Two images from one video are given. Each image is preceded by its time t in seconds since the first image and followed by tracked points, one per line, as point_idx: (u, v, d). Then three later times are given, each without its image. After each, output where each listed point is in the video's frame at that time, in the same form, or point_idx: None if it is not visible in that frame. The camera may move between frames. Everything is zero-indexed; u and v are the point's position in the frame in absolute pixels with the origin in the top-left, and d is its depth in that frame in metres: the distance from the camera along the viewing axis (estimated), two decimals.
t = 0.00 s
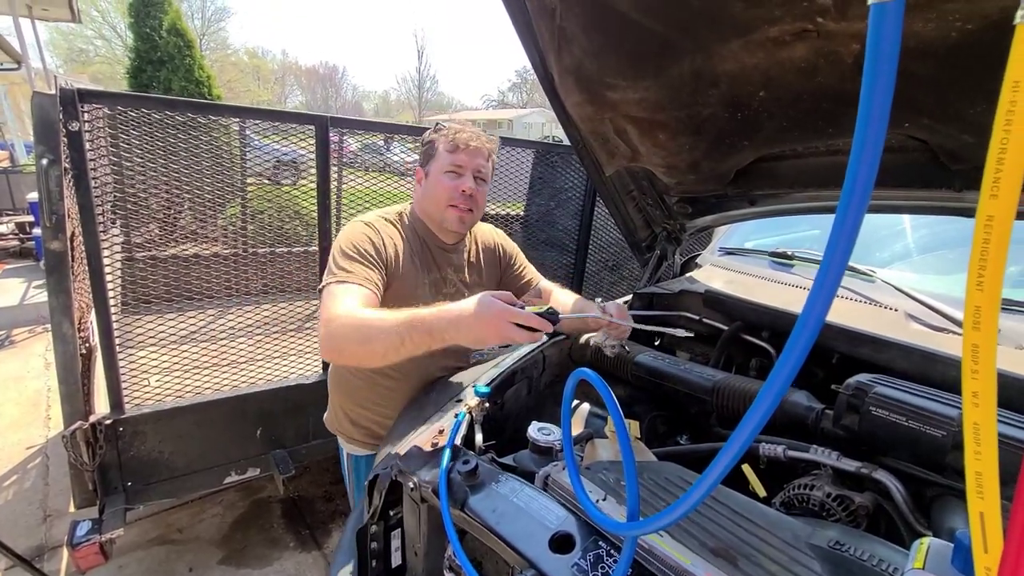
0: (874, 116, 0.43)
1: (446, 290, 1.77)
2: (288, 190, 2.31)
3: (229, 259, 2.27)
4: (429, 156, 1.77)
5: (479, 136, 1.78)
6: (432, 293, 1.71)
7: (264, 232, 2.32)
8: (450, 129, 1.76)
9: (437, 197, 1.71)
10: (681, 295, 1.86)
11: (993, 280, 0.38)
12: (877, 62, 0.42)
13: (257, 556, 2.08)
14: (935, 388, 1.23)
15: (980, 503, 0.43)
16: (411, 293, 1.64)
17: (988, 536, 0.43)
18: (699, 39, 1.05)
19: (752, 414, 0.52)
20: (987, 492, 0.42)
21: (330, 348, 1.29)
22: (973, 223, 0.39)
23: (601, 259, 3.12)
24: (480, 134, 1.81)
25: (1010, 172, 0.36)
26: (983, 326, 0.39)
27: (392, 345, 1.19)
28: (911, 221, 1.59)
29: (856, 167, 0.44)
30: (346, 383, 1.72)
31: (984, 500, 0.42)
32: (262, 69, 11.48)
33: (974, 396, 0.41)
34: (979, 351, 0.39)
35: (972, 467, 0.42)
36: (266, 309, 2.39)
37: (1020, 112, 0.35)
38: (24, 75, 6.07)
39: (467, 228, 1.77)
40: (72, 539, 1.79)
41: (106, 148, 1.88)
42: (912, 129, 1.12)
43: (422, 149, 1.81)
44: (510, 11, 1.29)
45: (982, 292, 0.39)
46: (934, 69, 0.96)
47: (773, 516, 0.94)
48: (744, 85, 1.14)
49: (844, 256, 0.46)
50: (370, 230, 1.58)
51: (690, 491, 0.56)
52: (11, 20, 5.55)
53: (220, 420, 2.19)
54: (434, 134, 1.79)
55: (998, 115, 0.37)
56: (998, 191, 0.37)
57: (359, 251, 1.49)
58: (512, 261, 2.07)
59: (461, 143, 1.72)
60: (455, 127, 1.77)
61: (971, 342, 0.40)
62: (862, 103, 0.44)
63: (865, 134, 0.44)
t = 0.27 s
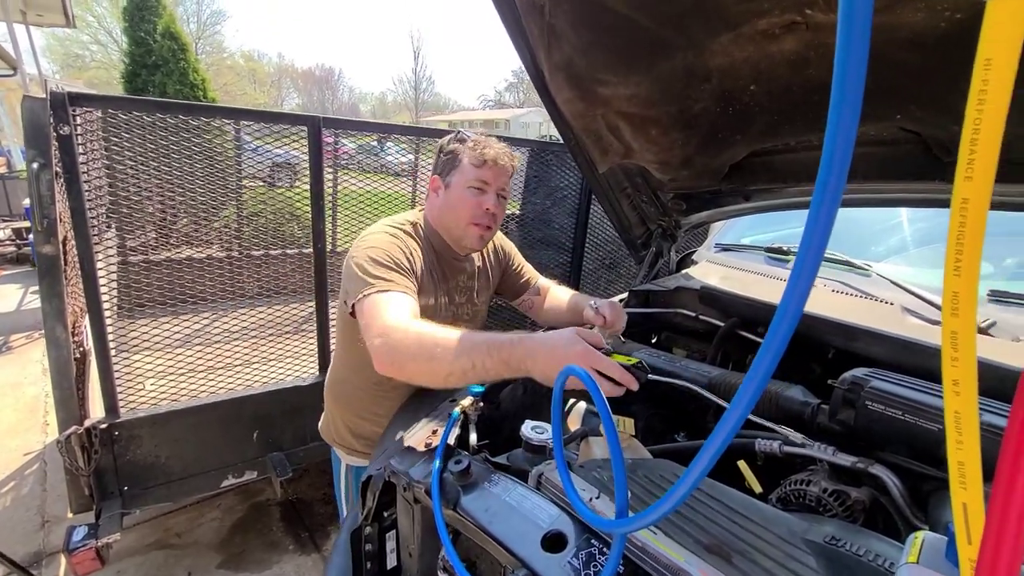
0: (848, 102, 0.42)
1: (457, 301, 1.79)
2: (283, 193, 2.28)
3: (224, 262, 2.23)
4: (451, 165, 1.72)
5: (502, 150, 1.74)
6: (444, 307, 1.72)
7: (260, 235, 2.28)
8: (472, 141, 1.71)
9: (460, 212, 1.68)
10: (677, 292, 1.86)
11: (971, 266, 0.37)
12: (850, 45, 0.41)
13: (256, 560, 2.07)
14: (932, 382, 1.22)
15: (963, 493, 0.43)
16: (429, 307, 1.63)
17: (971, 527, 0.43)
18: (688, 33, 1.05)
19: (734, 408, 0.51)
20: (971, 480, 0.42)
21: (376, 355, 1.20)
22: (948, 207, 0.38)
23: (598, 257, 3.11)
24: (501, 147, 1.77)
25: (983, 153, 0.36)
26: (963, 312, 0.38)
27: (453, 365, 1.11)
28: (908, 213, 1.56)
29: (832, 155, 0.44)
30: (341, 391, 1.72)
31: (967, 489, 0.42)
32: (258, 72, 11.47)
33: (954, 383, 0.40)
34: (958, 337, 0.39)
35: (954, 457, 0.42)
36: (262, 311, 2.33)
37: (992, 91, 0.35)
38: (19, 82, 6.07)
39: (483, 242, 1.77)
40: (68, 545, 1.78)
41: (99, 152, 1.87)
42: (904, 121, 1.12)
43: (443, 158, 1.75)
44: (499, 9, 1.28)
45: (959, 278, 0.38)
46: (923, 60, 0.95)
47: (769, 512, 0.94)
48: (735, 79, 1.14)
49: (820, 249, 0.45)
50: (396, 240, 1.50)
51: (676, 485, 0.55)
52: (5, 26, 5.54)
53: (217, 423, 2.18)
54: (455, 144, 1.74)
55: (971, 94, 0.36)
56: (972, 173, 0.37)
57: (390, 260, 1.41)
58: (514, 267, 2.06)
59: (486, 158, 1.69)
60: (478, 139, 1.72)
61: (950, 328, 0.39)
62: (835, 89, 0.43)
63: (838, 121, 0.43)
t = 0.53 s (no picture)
0: (813, 81, 0.41)
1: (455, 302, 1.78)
2: (280, 194, 2.28)
3: (217, 261, 2.24)
4: (447, 165, 1.72)
5: (500, 149, 1.75)
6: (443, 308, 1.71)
7: (253, 235, 2.28)
8: (470, 140, 1.72)
9: (458, 211, 1.66)
10: (669, 287, 1.85)
11: (936, 239, 0.37)
12: (813, 20, 0.40)
13: (249, 560, 2.06)
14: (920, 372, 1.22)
15: (934, 474, 0.42)
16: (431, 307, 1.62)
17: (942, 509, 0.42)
18: (673, 24, 1.04)
19: (706, 392, 0.51)
20: (942, 461, 0.41)
21: (398, 350, 1.19)
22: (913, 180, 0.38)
23: (591, 254, 3.11)
24: (499, 146, 1.77)
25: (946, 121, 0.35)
26: (929, 287, 0.38)
27: (476, 366, 1.09)
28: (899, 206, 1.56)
29: (797, 138, 0.43)
30: (329, 390, 1.71)
31: (938, 471, 0.41)
32: (251, 72, 11.42)
33: (923, 360, 0.40)
34: (925, 313, 0.39)
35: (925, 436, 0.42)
36: (259, 310, 2.33)
37: (954, 59, 0.34)
38: (9, 83, 6.03)
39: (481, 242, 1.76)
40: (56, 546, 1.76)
41: (88, 152, 1.86)
42: (891, 111, 1.12)
43: (439, 158, 1.75)
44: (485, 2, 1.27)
45: (925, 251, 0.38)
46: (907, 48, 0.95)
47: (758, 504, 0.93)
48: (721, 70, 1.13)
49: (786, 235, 0.45)
50: (402, 241, 1.49)
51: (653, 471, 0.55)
52: None
53: (208, 423, 2.17)
54: (452, 143, 1.74)
55: (933, 63, 0.35)
56: (935, 141, 0.36)
57: (400, 259, 1.40)
58: (507, 266, 2.05)
59: (484, 158, 1.70)
60: (476, 139, 1.73)
61: (918, 304, 0.39)
62: (799, 68, 0.41)
63: (803, 101, 0.42)
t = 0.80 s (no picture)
0: (778, 72, 0.41)
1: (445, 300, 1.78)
2: (266, 191, 2.27)
3: (202, 261, 2.24)
4: (435, 162, 1.70)
5: (486, 146, 1.74)
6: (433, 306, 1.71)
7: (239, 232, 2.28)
8: (456, 138, 1.71)
9: (445, 209, 1.66)
10: (655, 282, 1.86)
11: (900, 220, 0.37)
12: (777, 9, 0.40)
13: (237, 560, 2.05)
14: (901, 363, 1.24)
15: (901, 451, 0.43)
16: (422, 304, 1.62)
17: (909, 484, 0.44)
18: (656, 18, 1.05)
19: (681, 381, 0.52)
20: (908, 440, 0.42)
21: (399, 340, 1.18)
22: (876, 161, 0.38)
23: (580, 251, 3.11)
24: (485, 143, 1.76)
25: (905, 102, 0.35)
26: (894, 267, 0.38)
27: (476, 358, 1.09)
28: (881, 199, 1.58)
29: (764, 127, 0.43)
30: (317, 388, 1.70)
31: (904, 450, 0.43)
32: (236, 69, 11.29)
33: (889, 339, 0.40)
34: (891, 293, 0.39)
35: (892, 415, 0.43)
36: (244, 309, 2.32)
37: (913, 43, 0.35)
38: None
39: (467, 240, 1.75)
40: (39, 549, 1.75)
41: (69, 149, 1.83)
42: (871, 105, 1.13)
43: (426, 154, 1.74)
44: None
45: (888, 232, 0.38)
46: (885, 42, 0.96)
47: (743, 494, 0.94)
48: (704, 65, 1.14)
49: (756, 223, 0.46)
50: (393, 236, 1.48)
51: (630, 462, 0.56)
52: None
53: (194, 423, 2.15)
54: (439, 140, 1.73)
55: (892, 46, 0.36)
56: (896, 122, 0.36)
57: (394, 254, 1.39)
58: (495, 262, 2.05)
59: (470, 155, 1.69)
60: (463, 136, 1.72)
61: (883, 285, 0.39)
62: (764, 59, 0.42)
63: (770, 91, 0.42)
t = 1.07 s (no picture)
0: (768, 66, 0.42)
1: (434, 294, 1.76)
2: (249, 187, 2.24)
3: (184, 257, 2.27)
4: (418, 157, 1.70)
5: (470, 139, 1.73)
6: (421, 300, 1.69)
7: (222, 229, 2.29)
8: (440, 132, 1.70)
9: (429, 203, 1.65)
10: (643, 274, 1.87)
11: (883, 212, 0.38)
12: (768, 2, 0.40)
13: (227, 560, 2.03)
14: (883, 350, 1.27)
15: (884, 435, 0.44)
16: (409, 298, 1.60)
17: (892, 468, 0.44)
18: (643, 12, 1.05)
19: (674, 372, 0.52)
20: (892, 423, 0.43)
21: (395, 332, 1.18)
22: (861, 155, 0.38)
23: (567, 244, 3.12)
24: (469, 136, 1.75)
25: (889, 101, 0.36)
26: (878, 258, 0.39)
27: (474, 348, 1.09)
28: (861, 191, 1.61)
29: (755, 120, 0.44)
30: (305, 382, 1.70)
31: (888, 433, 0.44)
32: (214, 62, 11.08)
33: (874, 327, 0.41)
34: (875, 284, 0.40)
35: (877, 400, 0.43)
36: (231, 308, 2.34)
37: (896, 39, 0.35)
38: None
39: (453, 234, 1.75)
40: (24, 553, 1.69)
41: (43, 145, 1.78)
42: (852, 98, 1.14)
43: (410, 150, 1.73)
44: None
45: (873, 225, 0.39)
46: (866, 36, 0.97)
47: (731, 480, 0.95)
48: (690, 58, 1.14)
49: (748, 215, 0.46)
50: (382, 230, 1.47)
51: (625, 451, 0.56)
52: None
53: (181, 423, 2.13)
54: (423, 135, 1.72)
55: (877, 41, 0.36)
56: (880, 120, 0.37)
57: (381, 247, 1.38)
58: (484, 257, 2.04)
59: (453, 149, 1.67)
60: (446, 130, 1.71)
61: (868, 275, 0.40)
62: (754, 54, 0.42)
63: (761, 84, 0.42)
